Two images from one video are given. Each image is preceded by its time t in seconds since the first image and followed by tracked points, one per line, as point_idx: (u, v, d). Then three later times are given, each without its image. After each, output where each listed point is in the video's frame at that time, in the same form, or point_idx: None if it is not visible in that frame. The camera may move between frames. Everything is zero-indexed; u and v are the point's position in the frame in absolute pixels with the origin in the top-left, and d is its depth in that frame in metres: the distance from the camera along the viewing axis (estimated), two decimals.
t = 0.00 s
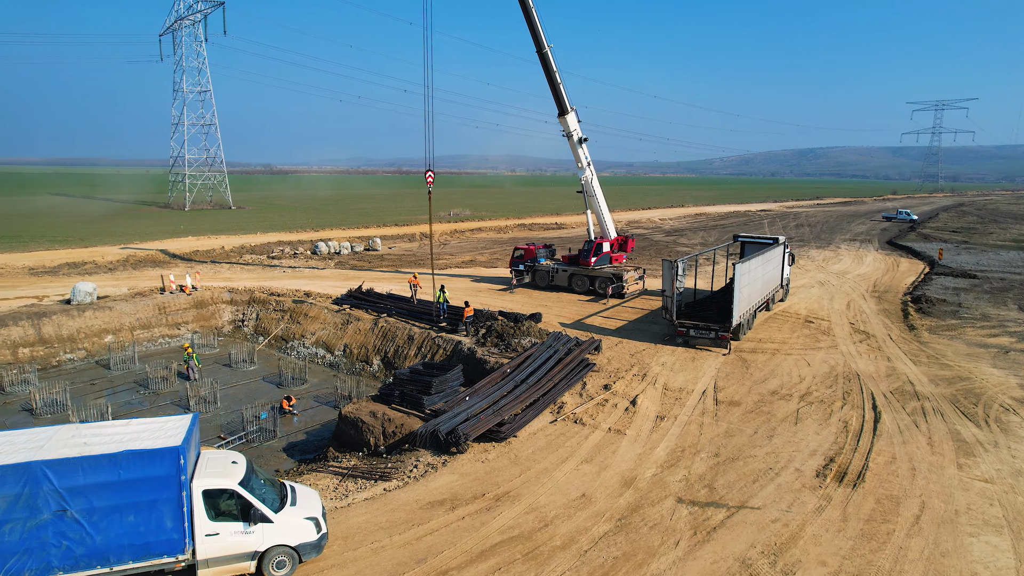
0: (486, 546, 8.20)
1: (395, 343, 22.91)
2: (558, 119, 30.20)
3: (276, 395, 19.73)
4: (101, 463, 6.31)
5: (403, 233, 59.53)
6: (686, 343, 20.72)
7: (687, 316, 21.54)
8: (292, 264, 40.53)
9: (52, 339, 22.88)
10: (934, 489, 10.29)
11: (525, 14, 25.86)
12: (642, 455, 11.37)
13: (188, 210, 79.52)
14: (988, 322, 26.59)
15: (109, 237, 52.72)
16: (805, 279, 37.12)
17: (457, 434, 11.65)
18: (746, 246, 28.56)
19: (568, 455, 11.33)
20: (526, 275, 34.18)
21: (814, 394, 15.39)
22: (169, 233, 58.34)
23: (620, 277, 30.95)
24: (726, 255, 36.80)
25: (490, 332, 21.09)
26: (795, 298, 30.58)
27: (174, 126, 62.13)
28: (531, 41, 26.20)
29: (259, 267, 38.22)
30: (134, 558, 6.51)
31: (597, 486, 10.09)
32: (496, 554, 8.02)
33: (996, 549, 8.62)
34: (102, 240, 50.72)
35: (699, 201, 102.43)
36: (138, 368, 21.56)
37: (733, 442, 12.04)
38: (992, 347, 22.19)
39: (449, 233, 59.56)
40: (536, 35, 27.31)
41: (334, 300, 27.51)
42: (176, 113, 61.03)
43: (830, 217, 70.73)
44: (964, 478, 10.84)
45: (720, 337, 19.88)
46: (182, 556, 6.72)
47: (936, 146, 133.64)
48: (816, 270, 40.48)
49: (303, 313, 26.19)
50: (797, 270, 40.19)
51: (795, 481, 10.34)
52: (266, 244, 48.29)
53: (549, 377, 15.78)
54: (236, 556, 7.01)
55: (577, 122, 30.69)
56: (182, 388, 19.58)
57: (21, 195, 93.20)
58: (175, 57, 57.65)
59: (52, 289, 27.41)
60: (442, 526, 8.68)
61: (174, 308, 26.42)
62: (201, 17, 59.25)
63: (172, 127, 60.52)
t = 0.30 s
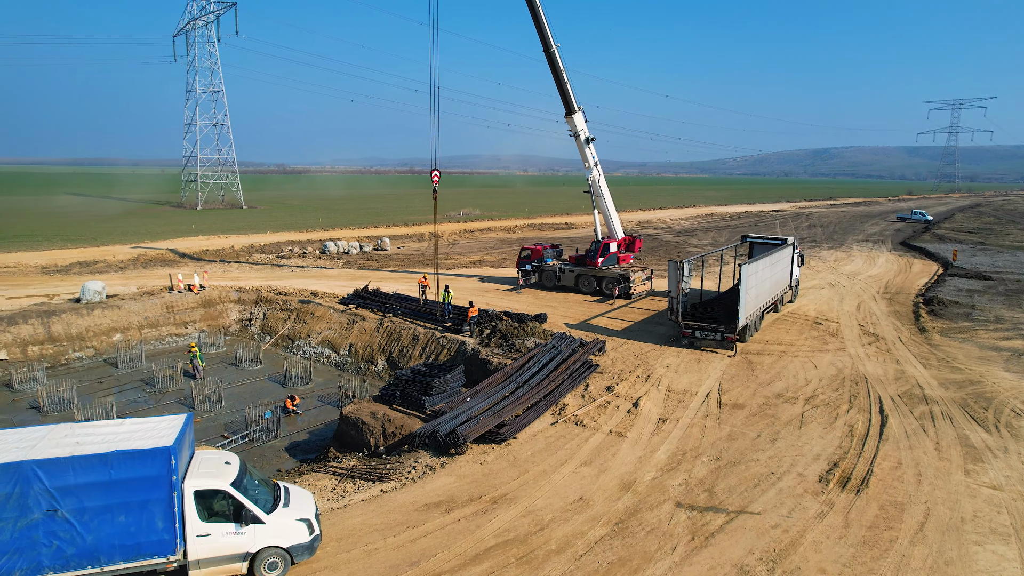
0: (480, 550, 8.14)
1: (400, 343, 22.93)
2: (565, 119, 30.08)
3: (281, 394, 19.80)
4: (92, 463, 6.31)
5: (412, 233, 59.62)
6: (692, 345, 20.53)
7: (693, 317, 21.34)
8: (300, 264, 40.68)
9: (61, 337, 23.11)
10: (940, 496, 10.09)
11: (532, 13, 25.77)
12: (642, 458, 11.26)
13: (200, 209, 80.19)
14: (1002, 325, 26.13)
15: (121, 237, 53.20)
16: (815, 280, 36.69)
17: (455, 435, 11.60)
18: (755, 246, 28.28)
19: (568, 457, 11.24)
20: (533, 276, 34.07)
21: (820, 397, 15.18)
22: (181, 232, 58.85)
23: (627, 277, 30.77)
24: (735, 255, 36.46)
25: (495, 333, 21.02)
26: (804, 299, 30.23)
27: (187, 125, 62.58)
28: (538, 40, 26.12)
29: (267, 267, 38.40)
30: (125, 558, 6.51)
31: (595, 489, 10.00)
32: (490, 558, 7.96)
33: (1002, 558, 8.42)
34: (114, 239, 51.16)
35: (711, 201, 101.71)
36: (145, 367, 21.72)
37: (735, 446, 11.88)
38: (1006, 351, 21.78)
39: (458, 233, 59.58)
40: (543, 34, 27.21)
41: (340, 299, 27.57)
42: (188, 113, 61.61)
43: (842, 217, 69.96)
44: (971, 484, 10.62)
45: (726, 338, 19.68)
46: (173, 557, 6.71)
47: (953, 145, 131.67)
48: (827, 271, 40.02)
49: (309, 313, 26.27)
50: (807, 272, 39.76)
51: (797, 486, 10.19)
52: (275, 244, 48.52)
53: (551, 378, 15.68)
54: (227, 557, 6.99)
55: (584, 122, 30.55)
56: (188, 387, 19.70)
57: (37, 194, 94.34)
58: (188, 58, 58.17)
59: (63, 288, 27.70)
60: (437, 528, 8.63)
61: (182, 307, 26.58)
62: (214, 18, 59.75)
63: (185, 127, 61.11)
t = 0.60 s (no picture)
0: (474, 553, 8.08)
1: (404, 344, 22.93)
2: (572, 118, 29.94)
3: (286, 394, 19.86)
4: (82, 464, 6.31)
5: (421, 232, 59.70)
6: (698, 346, 20.33)
7: (699, 319, 21.13)
8: (308, 264, 40.82)
9: (70, 335, 23.34)
10: (946, 503, 9.89)
11: (538, 12, 25.68)
12: (642, 461, 11.14)
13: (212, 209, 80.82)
14: (1016, 328, 25.65)
15: (132, 236, 53.80)
16: (825, 282, 36.29)
17: (454, 436, 11.55)
18: (764, 247, 27.96)
19: (567, 460, 11.15)
20: (540, 276, 33.95)
21: (826, 400, 14.96)
22: (192, 232, 59.34)
23: (634, 278, 30.59)
24: (744, 256, 36.12)
25: (499, 333, 20.95)
26: (813, 301, 29.89)
27: (199, 125, 63.10)
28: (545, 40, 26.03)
29: (276, 266, 38.59)
30: (115, 559, 6.51)
31: (593, 492, 9.91)
32: (484, 562, 7.89)
33: (1008, 568, 8.22)
34: (126, 238, 51.66)
35: (722, 201, 101.01)
36: (152, 365, 21.88)
37: (738, 450, 11.73)
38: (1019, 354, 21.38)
39: (466, 233, 59.58)
40: (550, 34, 27.11)
41: (347, 299, 27.62)
42: (200, 114, 62.13)
43: (856, 218, 69.18)
44: (979, 491, 10.40)
45: (732, 340, 19.47)
46: (164, 558, 6.71)
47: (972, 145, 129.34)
48: (838, 272, 39.57)
49: (315, 313, 26.34)
50: (818, 273, 39.32)
51: (799, 492, 10.03)
52: (284, 243, 48.74)
53: (554, 379, 15.60)
54: (219, 559, 6.97)
55: (591, 121, 30.40)
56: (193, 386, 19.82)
57: (53, 194, 95.49)
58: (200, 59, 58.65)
59: (73, 287, 27.97)
60: (432, 531, 8.57)
61: (190, 306, 26.76)
62: (226, 19, 60.19)
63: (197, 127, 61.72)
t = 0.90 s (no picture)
0: (468, 557, 8.02)
1: (409, 344, 22.92)
2: (580, 118, 29.81)
3: (290, 394, 19.93)
4: (73, 464, 6.31)
5: (430, 232, 59.76)
6: (703, 348, 20.13)
7: (705, 320, 20.94)
8: (317, 263, 40.97)
9: (79, 334, 23.56)
10: (952, 511, 9.69)
11: (545, 12, 25.59)
12: (642, 465, 11.03)
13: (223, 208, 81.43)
14: None
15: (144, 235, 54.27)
16: (836, 283, 35.87)
17: (453, 438, 11.50)
18: (772, 248, 27.66)
19: (566, 463, 11.07)
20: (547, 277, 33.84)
21: (832, 404, 14.74)
22: (203, 231, 59.80)
23: (641, 279, 30.40)
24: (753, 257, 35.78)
25: (503, 334, 20.88)
26: (823, 302, 29.54)
27: (210, 125, 63.54)
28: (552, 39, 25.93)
29: (284, 266, 38.78)
30: (106, 560, 6.52)
31: (591, 496, 9.81)
32: (478, 566, 7.83)
33: None
34: (138, 237, 52.17)
35: (734, 201, 100.31)
36: (159, 364, 22.04)
37: (740, 454, 11.59)
38: None
39: (475, 233, 59.56)
40: (557, 33, 27.00)
41: (353, 299, 27.66)
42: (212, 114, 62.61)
43: (869, 219, 68.40)
44: (986, 499, 10.18)
45: (738, 342, 19.27)
46: (156, 559, 6.71)
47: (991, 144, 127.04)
48: (849, 273, 39.11)
49: (321, 312, 26.41)
50: (829, 274, 38.87)
51: (801, 497, 9.88)
52: (293, 243, 48.94)
53: (556, 381, 15.51)
54: (210, 560, 6.95)
55: (598, 121, 30.25)
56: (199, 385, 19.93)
57: (68, 194, 96.70)
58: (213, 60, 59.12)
59: (84, 286, 28.25)
60: (427, 534, 8.52)
61: (198, 305, 26.93)
62: (239, 20, 60.59)
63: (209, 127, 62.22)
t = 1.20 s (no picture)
0: (462, 562, 7.96)
1: (414, 344, 22.93)
2: (587, 118, 29.66)
3: (295, 394, 20.00)
4: (65, 464, 6.32)
5: (439, 232, 59.79)
6: (709, 350, 19.93)
7: (711, 322, 20.74)
8: (325, 263, 41.09)
9: (88, 333, 23.81)
10: (958, 519, 9.49)
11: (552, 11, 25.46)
12: (642, 469, 10.92)
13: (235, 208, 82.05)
14: None
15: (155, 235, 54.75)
16: (847, 285, 35.43)
17: (453, 440, 11.44)
18: (781, 249, 27.35)
19: (565, 466, 10.98)
20: (554, 277, 33.72)
21: (839, 408, 14.53)
22: (214, 231, 60.23)
23: (648, 280, 30.20)
24: (763, 258, 35.41)
25: (507, 335, 20.81)
26: (833, 304, 29.20)
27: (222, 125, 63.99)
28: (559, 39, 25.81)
29: (293, 266, 38.95)
30: (98, 560, 6.54)
31: (590, 500, 9.72)
32: (471, 571, 7.78)
33: None
34: (151, 237, 52.70)
35: (746, 202, 99.49)
36: (166, 363, 22.20)
37: (742, 459, 11.44)
38: None
39: (484, 233, 59.52)
40: (565, 33, 26.87)
41: (359, 299, 27.71)
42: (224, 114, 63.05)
43: (883, 220, 67.54)
44: (994, 507, 9.96)
45: (744, 345, 19.06)
46: (148, 560, 6.71)
47: (1010, 144, 125.16)
48: (861, 275, 38.61)
49: (328, 312, 26.48)
50: (840, 275, 38.43)
51: (803, 503, 9.72)
52: (302, 243, 49.13)
53: (559, 382, 15.42)
54: (203, 562, 6.95)
55: (606, 121, 30.08)
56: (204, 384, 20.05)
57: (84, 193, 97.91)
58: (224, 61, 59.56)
59: (94, 285, 28.52)
60: (421, 537, 8.47)
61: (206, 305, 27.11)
62: (251, 21, 60.96)
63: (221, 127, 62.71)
